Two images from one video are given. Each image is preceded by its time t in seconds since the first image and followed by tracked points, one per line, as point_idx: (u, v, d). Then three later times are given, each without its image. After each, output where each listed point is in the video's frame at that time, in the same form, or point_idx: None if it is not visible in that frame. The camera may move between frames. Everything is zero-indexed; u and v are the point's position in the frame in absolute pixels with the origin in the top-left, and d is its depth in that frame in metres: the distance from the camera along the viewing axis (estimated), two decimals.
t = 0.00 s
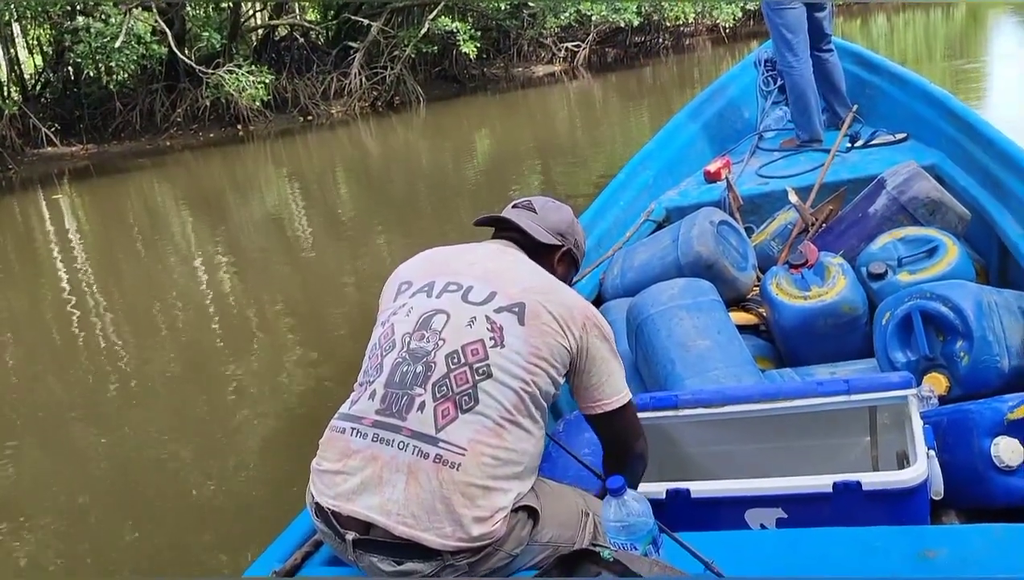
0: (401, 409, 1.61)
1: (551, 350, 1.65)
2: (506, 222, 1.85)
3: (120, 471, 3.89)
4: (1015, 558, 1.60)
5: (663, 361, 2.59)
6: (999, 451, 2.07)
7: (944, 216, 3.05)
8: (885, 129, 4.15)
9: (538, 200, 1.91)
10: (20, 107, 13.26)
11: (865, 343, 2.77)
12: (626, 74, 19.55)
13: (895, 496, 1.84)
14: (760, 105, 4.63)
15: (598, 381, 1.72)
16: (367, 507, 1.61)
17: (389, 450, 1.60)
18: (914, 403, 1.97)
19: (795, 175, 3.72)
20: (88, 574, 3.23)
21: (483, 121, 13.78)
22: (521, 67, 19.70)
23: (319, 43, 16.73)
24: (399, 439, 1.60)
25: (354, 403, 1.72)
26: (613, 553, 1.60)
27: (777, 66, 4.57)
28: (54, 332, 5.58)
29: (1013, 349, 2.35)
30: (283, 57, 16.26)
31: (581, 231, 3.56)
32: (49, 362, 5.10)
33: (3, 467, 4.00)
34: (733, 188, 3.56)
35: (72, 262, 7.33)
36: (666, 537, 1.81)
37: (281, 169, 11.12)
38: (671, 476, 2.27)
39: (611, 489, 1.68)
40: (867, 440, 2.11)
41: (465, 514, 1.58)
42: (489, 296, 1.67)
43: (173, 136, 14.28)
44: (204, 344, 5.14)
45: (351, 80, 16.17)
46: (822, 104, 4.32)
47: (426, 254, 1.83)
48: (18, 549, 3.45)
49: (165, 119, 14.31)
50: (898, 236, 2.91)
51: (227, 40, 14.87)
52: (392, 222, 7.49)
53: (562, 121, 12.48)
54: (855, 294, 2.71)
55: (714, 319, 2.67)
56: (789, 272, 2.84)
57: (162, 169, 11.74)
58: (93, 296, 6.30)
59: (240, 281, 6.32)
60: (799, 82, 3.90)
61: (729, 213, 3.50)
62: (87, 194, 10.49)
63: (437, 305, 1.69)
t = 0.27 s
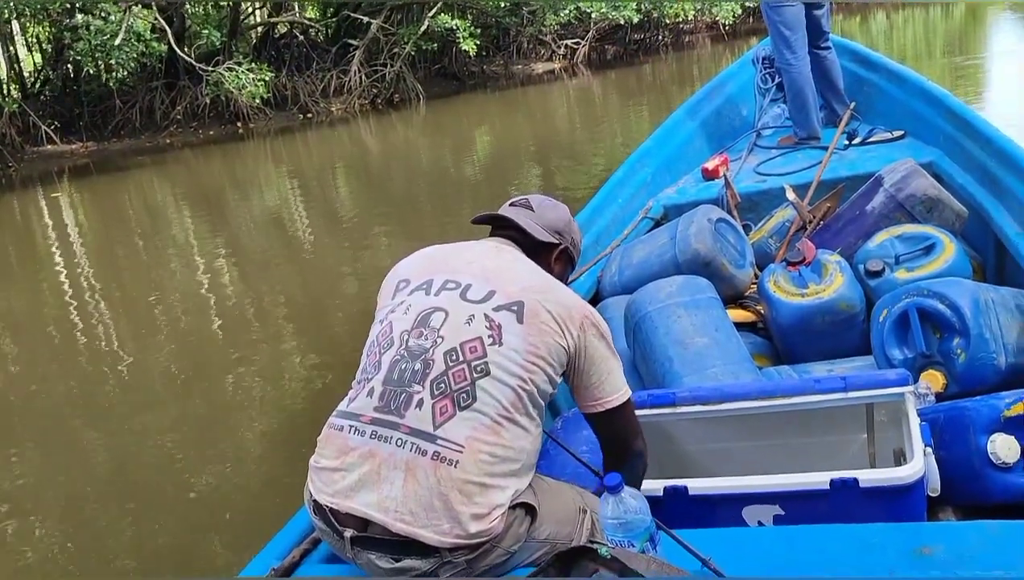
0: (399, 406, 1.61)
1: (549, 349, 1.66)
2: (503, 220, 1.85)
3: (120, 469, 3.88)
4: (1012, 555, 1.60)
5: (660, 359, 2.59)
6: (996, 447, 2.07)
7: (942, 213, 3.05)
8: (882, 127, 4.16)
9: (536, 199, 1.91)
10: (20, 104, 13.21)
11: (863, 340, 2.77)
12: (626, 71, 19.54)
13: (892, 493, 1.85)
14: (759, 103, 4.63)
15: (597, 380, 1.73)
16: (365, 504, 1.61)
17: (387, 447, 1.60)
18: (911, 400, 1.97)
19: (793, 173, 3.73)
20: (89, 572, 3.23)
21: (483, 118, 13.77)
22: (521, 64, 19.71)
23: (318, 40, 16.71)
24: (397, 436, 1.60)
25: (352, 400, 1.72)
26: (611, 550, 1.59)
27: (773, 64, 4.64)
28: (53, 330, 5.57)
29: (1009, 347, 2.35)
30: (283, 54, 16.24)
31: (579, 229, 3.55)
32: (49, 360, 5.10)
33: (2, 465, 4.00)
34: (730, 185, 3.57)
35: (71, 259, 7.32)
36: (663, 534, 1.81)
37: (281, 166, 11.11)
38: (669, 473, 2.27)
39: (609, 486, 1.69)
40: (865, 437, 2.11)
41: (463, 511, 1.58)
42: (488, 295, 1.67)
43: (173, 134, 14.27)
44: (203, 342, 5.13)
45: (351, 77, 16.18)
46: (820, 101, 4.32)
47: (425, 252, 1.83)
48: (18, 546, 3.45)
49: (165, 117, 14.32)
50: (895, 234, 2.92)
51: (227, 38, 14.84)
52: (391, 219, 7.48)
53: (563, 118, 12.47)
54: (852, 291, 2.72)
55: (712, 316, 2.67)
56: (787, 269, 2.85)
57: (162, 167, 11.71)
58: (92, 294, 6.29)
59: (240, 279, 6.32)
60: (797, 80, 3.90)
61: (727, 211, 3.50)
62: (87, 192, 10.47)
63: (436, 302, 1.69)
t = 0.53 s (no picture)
0: (398, 403, 1.61)
1: (547, 345, 1.66)
2: (500, 216, 1.85)
3: (121, 467, 3.87)
4: (1012, 551, 1.61)
5: (659, 355, 2.60)
6: (995, 443, 2.07)
7: (941, 209, 3.05)
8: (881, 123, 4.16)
9: (532, 195, 1.91)
10: (20, 102, 13.15)
11: (862, 336, 2.78)
12: (626, 67, 19.54)
13: (891, 488, 1.85)
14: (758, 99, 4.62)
15: (594, 376, 1.73)
16: (365, 500, 1.61)
17: (387, 444, 1.60)
18: (910, 396, 1.97)
19: (792, 169, 3.73)
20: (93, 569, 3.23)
21: (483, 114, 13.80)
22: (521, 61, 19.75)
23: (318, 37, 16.73)
24: (397, 433, 1.60)
25: (351, 397, 1.72)
26: (610, 545, 1.59)
27: (772, 59, 4.65)
28: (53, 328, 5.55)
29: (1008, 342, 2.35)
30: (283, 51, 16.21)
31: (577, 226, 3.55)
32: (49, 358, 5.08)
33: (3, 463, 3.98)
34: (729, 182, 3.57)
35: (71, 256, 7.31)
36: (662, 529, 1.80)
37: (281, 163, 11.12)
38: (668, 469, 2.28)
39: (609, 481, 1.70)
40: (863, 432, 2.12)
41: (462, 507, 1.58)
42: (485, 291, 1.67)
43: (173, 131, 14.26)
44: (203, 340, 5.12)
45: (351, 74, 16.18)
46: (819, 97, 4.32)
47: (422, 249, 1.83)
48: (19, 545, 3.44)
49: (165, 114, 14.35)
50: (894, 230, 2.92)
51: (227, 35, 14.81)
52: (391, 216, 7.48)
53: (563, 114, 12.48)
54: (851, 287, 2.72)
55: (711, 312, 2.67)
56: (786, 265, 2.85)
57: (163, 164, 11.71)
58: (92, 291, 6.28)
59: (240, 276, 6.31)
60: (796, 76, 3.90)
61: (726, 207, 3.51)
62: (87, 189, 10.47)
63: (434, 299, 1.69)
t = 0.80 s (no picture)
0: (397, 400, 1.61)
1: (545, 340, 1.66)
2: (498, 211, 1.85)
3: (122, 465, 3.87)
4: (1011, 546, 1.61)
5: (658, 351, 2.60)
6: (994, 439, 2.08)
7: (940, 205, 3.06)
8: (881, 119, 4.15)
9: (530, 190, 1.91)
10: (21, 99, 13.07)
11: (862, 331, 2.78)
12: (626, 64, 19.60)
13: (891, 484, 1.85)
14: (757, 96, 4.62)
15: (595, 369, 1.73)
16: (364, 497, 1.62)
17: (386, 441, 1.60)
18: (910, 391, 1.98)
19: (791, 165, 3.73)
20: (94, 567, 3.23)
21: (483, 111, 13.81)
22: (521, 58, 19.77)
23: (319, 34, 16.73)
24: (395, 430, 1.60)
25: (350, 394, 1.71)
26: (610, 541, 1.59)
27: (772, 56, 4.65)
28: (54, 325, 5.55)
29: (1007, 338, 2.36)
30: (283, 48, 16.20)
31: (577, 223, 3.55)
32: (51, 354, 5.09)
33: (5, 460, 3.99)
34: (729, 178, 3.57)
35: (72, 253, 7.31)
36: (662, 526, 1.80)
37: (282, 160, 11.11)
38: (668, 465, 2.28)
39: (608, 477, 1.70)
40: (863, 428, 2.12)
41: (461, 503, 1.58)
42: (483, 286, 1.67)
43: (174, 128, 14.25)
44: (204, 336, 5.12)
45: (351, 71, 16.22)
46: (819, 93, 4.32)
47: (421, 245, 1.83)
48: (21, 542, 3.44)
49: (165, 111, 14.32)
50: (894, 226, 2.92)
51: (227, 32, 14.82)
52: (392, 213, 7.48)
53: (563, 110, 12.49)
54: (851, 283, 2.72)
55: (710, 308, 2.67)
56: (785, 262, 2.86)
57: (164, 161, 11.70)
58: (93, 289, 6.28)
59: (241, 272, 6.31)
60: (796, 72, 3.89)
61: (725, 203, 3.51)
62: (88, 186, 10.46)
63: (432, 295, 1.69)
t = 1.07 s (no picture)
0: (396, 397, 1.61)
1: (543, 338, 1.66)
2: (496, 209, 1.85)
3: (123, 462, 3.87)
4: (1010, 542, 1.61)
5: (658, 348, 2.60)
6: (993, 435, 2.08)
7: (939, 202, 3.06)
8: (880, 116, 4.16)
9: (527, 187, 1.90)
10: (22, 96, 13.03)
11: (860, 328, 2.78)
12: (627, 60, 19.58)
13: (890, 482, 1.85)
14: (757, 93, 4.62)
15: (589, 369, 1.73)
16: (362, 494, 1.61)
17: (384, 438, 1.60)
18: (909, 388, 1.97)
19: (791, 162, 3.73)
20: (96, 565, 3.23)
21: (484, 107, 13.79)
22: (522, 54, 19.74)
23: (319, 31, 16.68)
24: (394, 427, 1.60)
25: (349, 391, 1.71)
26: (608, 539, 1.60)
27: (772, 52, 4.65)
28: (55, 323, 5.54)
29: (1006, 335, 2.36)
30: (283, 45, 16.17)
31: (576, 220, 3.55)
32: (51, 352, 5.07)
33: (7, 458, 3.98)
34: (728, 174, 3.56)
35: (72, 251, 7.28)
36: (661, 522, 1.81)
37: (282, 157, 11.09)
38: (666, 462, 2.28)
39: (606, 473, 1.73)
40: (862, 425, 2.12)
41: (460, 501, 1.58)
42: (482, 284, 1.67)
43: (174, 126, 14.23)
44: (205, 334, 5.12)
45: (352, 68, 16.13)
46: (818, 89, 4.32)
47: (420, 242, 1.83)
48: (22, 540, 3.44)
49: (166, 109, 14.21)
50: (893, 222, 2.92)
51: (228, 29, 14.78)
52: (392, 209, 7.48)
53: (563, 107, 12.48)
54: (850, 280, 2.72)
55: (710, 305, 2.67)
56: (784, 258, 2.86)
57: (164, 159, 11.66)
58: (94, 286, 6.27)
59: (241, 270, 6.30)
60: (795, 69, 3.89)
61: (725, 200, 3.50)
62: (88, 184, 10.42)
63: (431, 293, 1.69)
